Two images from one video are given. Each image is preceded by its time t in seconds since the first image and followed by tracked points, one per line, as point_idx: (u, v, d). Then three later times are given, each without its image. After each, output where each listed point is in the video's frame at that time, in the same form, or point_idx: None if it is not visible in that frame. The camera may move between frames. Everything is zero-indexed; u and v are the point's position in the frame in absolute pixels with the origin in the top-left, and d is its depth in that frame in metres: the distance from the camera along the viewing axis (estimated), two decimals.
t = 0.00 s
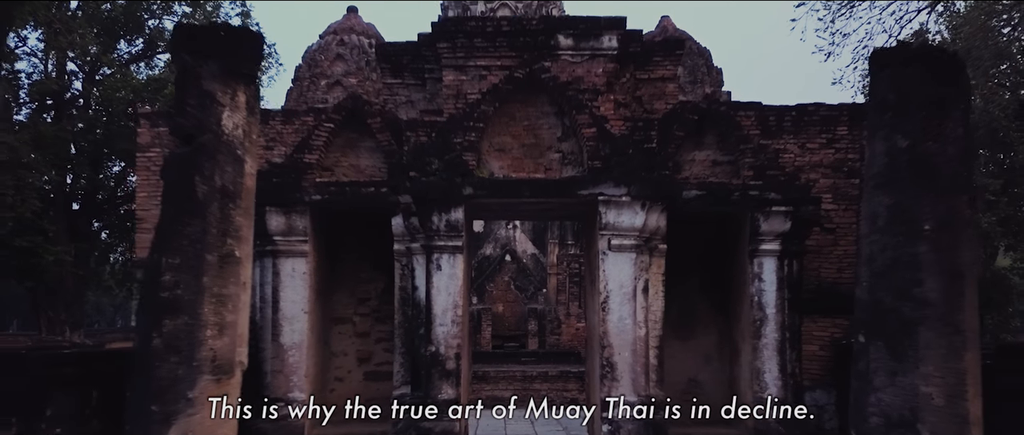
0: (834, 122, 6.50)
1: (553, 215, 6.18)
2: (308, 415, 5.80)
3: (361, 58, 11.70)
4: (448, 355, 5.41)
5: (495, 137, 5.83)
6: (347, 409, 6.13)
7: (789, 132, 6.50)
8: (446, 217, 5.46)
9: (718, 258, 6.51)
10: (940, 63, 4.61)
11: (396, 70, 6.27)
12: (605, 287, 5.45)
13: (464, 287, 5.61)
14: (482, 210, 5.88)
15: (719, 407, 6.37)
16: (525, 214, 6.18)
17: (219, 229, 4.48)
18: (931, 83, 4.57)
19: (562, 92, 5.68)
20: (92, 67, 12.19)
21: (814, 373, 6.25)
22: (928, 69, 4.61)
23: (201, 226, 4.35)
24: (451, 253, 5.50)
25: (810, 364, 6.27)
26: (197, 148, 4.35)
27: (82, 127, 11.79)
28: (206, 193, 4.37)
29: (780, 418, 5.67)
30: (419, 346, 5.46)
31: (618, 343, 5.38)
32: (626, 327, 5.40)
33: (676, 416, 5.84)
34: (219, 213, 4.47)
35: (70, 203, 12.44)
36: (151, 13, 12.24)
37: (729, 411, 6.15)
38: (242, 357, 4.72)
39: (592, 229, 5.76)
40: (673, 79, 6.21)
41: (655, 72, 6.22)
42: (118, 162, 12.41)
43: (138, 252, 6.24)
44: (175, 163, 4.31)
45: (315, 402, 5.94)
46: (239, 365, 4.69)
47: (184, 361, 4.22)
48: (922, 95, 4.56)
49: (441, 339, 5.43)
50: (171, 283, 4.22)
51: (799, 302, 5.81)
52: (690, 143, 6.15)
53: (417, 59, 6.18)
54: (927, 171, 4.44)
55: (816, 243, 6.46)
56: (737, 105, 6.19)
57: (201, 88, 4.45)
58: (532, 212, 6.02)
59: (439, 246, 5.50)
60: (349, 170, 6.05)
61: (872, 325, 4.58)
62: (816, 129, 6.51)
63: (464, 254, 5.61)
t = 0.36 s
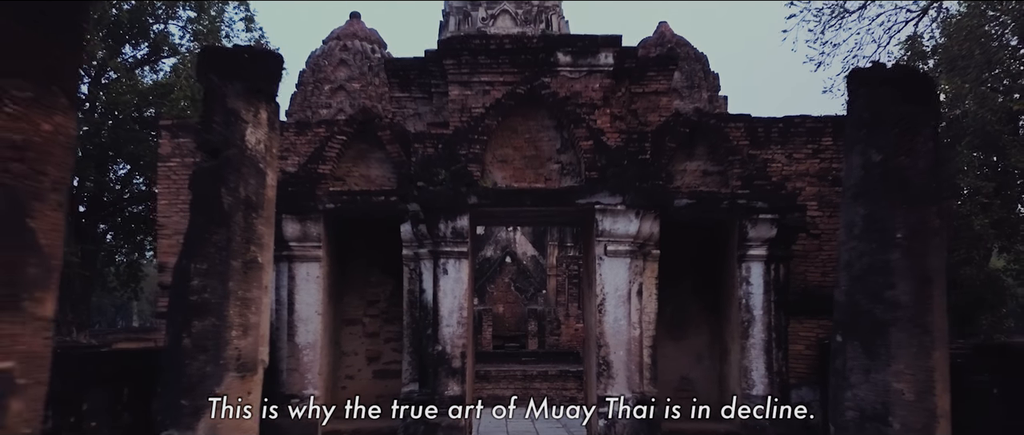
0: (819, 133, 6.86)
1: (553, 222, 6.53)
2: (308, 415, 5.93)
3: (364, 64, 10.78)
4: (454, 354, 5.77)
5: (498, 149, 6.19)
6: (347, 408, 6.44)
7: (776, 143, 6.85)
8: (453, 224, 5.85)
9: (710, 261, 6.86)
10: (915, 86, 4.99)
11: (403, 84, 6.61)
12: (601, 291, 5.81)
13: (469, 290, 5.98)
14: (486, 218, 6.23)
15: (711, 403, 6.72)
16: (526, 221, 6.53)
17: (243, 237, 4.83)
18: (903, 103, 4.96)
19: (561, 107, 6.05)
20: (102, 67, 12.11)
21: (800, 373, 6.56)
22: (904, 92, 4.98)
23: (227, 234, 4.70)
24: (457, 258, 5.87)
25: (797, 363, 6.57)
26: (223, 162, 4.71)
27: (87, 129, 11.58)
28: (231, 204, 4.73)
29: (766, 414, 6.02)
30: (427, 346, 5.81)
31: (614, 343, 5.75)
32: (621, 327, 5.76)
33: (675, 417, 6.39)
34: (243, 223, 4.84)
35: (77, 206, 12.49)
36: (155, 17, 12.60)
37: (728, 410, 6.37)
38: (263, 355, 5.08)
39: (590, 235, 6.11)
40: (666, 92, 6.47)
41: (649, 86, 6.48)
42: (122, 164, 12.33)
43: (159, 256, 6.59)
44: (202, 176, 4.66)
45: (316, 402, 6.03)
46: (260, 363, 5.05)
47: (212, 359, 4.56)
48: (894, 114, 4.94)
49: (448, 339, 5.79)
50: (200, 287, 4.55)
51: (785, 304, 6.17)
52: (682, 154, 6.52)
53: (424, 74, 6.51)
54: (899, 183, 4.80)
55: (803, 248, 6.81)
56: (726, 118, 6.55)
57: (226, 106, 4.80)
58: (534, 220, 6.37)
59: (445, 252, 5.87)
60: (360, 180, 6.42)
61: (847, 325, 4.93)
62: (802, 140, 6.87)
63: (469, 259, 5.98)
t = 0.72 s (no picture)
0: (805, 143, 7.22)
1: (553, 227, 6.88)
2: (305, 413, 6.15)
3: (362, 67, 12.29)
4: (459, 352, 6.14)
5: (500, 159, 6.57)
6: (347, 408, 6.74)
7: (764, 153, 7.21)
8: (458, 230, 6.19)
9: (702, 264, 7.21)
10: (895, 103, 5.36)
11: (410, 97, 7.05)
12: (598, 293, 6.18)
13: (473, 292, 6.33)
14: (489, 224, 6.58)
15: (703, 399, 7.07)
16: (527, 226, 6.87)
17: (264, 243, 5.19)
18: (878, 117, 5.32)
19: (560, 120, 6.42)
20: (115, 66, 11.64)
21: (787, 371, 6.90)
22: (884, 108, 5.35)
23: (249, 241, 5.05)
24: (462, 261, 6.23)
25: (784, 362, 6.91)
26: (246, 174, 5.07)
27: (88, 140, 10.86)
28: (253, 213, 5.09)
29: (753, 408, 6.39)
30: (433, 344, 6.18)
31: (609, 342, 6.12)
32: (616, 327, 6.13)
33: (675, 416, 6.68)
34: (264, 230, 5.20)
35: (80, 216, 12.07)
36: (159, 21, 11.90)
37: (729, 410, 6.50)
38: (280, 353, 5.44)
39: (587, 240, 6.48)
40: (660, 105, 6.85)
41: (644, 99, 6.88)
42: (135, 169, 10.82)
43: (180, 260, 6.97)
44: (227, 187, 5.02)
45: (319, 402, 6.34)
46: (278, 359, 5.41)
47: (236, 357, 4.91)
48: (870, 127, 5.30)
49: (453, 338, 6.16)
50: (225, 290, 4.91)
51: (771, 305, 6.53)
52: (674, 164, 6.88)
53: (430, 88, 6.96)
54: (874, 193, 5.17)
55: (789, 252, 7.14)
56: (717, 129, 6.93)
57: (249, 122, 5.17)
58: (534, 226, 6.73)
59: (451, 255, 6.23)
60: (370, 188, 6.78)
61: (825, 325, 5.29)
62: (789, 150, 7.23)
63: (473, 263, 6.33)
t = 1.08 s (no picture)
0: (789, 155, 7.67)
1: (552, 234, 7.33)
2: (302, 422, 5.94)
3: (370, 74, 13.29)
4: (465, 351, 6.59)
5: (502, 171, 7.02)
6: (344, 409, 6.74)
7: (751, 163, 7.66)
8: (463, 237, 6.65)
9: (692, 268, 7.67)
10: None
11: (419, 111, 7.52)
12: (594, 296, 6.65)
13: (477, 295, 6.78)
14: (492, 232, 7.03)
15: (693, 395, 7.52)
16: (528, 234, 7.32)
17: (286, 250, 5.64)
18: (855, 136, 5.80)
19: (558, 134, 6.88)
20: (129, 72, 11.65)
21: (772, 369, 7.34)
22: None
23: (273, 249, 5.50)
24: (467, 266, 6.68)
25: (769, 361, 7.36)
26: (269, 187, 5.53)
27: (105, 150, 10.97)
28: (277, 223, 5.55)
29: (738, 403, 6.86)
30: (440, 344, 6.63)
31: (604, 341, 6.58)
32: (611, 328, 6.60)
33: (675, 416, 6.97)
34: (286, 239, 5.65)
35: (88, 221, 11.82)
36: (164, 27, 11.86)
37: (730, 410, 6.73)
38: (300, 351, 5.89)
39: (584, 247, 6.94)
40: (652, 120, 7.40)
41: (638, 114, 7.40)
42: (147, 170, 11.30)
43: (203, 264, 7.44)
44: (252, 199, 5.47)
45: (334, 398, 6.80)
46: (299, 357, 5.86)
47: (261, 355, 5.36)
48: (847, 145, 5.78)
49: (460, 337, 6.61)
50: (251, 294, 5.36)
51: (755, 307, 7.00)
52: (665, 175, 7.34)
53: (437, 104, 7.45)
54: (846, 204, 5.64)
55: (775, 257, 7.59)
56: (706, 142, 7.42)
57: (271, 139, 5.63)
58: (534, 233, 7.18)
59: (457, 261, 6.67)
60: (381, 197, 7.24)
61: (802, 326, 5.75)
62: (774, 161, 7.67)
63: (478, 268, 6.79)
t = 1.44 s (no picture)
0: (772, 167, 8.21)
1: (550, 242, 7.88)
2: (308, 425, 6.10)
3: (373, 82, 13.74)
4: (469, 350, 7.13)
5: (503, 183, 7.56)
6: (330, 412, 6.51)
7: (736, 175, 8.20)
8: (468, 244, 7.19)
9: (681, 273, 8.21)
10: None
11: (425, 127, 8.09)
12: (588, 299, 7.19)
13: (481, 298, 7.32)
14: (494, 240, 7.57)
15: (682, 391, 8.06)
16: (527, 241, 7.86)
17: (307, 258, 6.17)
18: (828, 154, 6.34)
19: (556, 149, 7.43)
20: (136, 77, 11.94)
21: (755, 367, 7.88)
22: None
23: (295, 256, 6.03)
24: (471, 271, 7.22)
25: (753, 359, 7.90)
26: (292, 200, 6.07)
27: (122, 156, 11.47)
28: (299, 233, 6.08)
29: (723, 398, 7.40)
30: (446, 343, 7.17)
31: (598, 341, 7.12)
32: (604, 328, 7.15)
33: (675, 416, 7.02)
34: (307, 247, 6.18)
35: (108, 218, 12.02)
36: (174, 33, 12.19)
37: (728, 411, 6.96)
38: (319, 350, 6.42)
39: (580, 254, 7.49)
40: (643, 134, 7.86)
41: (631, 127, 7.85)
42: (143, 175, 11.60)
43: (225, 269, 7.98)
44: (277, 211, 6.01)
45: (348, 393, 7.33)
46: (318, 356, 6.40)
47: (284, 353, 5.90)
48: (820, 160, 6.30)
49: (465, 338, 7.15)
50: (275, 297, 5.89)
51: (739, 309, 7.53)
52: (655, 186, 7.88)
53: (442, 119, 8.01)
54: (818, 215, 6.17)
55: (758, 263, 8.13)
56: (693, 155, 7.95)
57: (294, 156, 6.17)
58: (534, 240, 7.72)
59: (462, 266, 7.21)
60: (391, 207, 7.78)
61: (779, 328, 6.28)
62: (757, 173, 8.21)
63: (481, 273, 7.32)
